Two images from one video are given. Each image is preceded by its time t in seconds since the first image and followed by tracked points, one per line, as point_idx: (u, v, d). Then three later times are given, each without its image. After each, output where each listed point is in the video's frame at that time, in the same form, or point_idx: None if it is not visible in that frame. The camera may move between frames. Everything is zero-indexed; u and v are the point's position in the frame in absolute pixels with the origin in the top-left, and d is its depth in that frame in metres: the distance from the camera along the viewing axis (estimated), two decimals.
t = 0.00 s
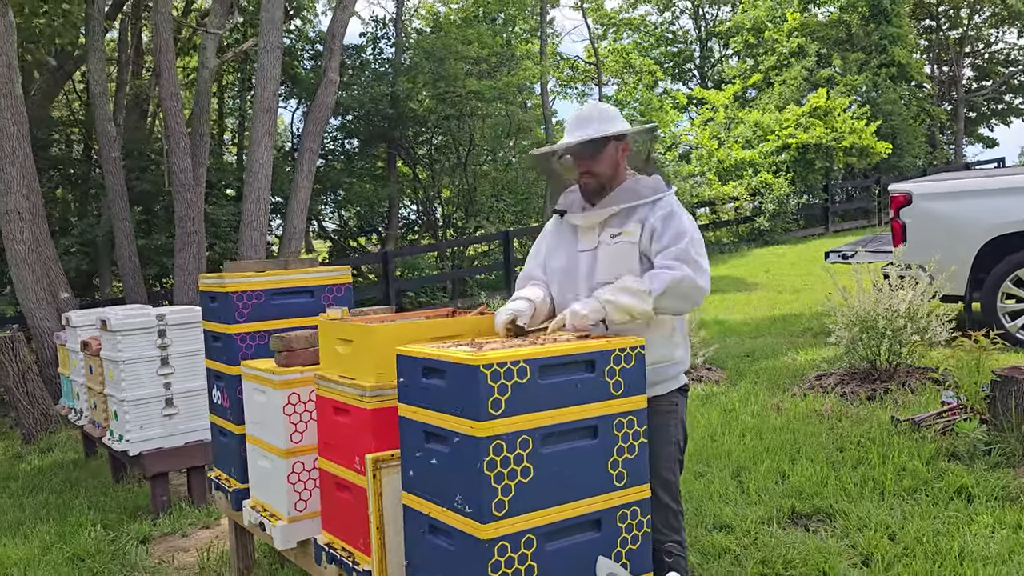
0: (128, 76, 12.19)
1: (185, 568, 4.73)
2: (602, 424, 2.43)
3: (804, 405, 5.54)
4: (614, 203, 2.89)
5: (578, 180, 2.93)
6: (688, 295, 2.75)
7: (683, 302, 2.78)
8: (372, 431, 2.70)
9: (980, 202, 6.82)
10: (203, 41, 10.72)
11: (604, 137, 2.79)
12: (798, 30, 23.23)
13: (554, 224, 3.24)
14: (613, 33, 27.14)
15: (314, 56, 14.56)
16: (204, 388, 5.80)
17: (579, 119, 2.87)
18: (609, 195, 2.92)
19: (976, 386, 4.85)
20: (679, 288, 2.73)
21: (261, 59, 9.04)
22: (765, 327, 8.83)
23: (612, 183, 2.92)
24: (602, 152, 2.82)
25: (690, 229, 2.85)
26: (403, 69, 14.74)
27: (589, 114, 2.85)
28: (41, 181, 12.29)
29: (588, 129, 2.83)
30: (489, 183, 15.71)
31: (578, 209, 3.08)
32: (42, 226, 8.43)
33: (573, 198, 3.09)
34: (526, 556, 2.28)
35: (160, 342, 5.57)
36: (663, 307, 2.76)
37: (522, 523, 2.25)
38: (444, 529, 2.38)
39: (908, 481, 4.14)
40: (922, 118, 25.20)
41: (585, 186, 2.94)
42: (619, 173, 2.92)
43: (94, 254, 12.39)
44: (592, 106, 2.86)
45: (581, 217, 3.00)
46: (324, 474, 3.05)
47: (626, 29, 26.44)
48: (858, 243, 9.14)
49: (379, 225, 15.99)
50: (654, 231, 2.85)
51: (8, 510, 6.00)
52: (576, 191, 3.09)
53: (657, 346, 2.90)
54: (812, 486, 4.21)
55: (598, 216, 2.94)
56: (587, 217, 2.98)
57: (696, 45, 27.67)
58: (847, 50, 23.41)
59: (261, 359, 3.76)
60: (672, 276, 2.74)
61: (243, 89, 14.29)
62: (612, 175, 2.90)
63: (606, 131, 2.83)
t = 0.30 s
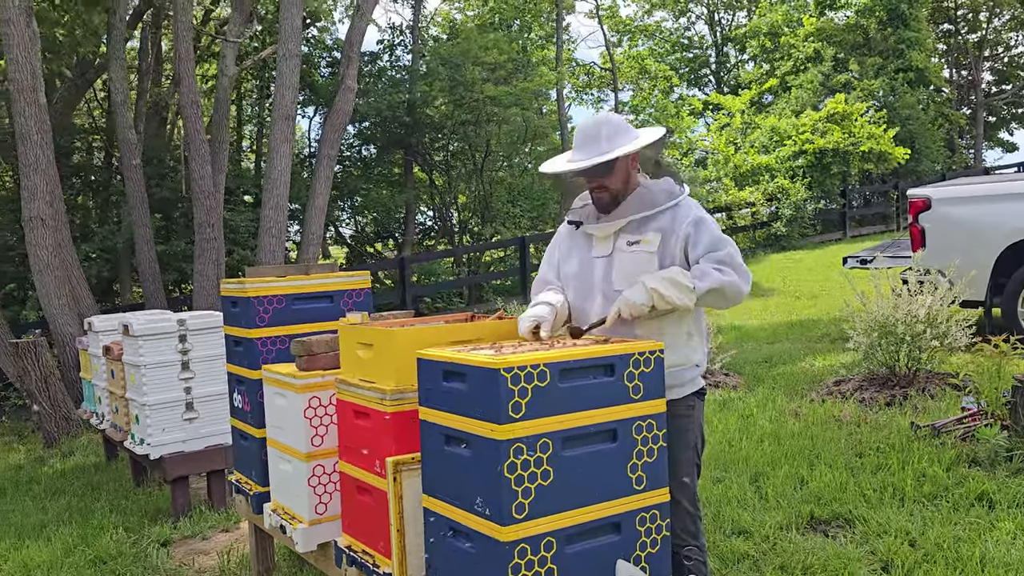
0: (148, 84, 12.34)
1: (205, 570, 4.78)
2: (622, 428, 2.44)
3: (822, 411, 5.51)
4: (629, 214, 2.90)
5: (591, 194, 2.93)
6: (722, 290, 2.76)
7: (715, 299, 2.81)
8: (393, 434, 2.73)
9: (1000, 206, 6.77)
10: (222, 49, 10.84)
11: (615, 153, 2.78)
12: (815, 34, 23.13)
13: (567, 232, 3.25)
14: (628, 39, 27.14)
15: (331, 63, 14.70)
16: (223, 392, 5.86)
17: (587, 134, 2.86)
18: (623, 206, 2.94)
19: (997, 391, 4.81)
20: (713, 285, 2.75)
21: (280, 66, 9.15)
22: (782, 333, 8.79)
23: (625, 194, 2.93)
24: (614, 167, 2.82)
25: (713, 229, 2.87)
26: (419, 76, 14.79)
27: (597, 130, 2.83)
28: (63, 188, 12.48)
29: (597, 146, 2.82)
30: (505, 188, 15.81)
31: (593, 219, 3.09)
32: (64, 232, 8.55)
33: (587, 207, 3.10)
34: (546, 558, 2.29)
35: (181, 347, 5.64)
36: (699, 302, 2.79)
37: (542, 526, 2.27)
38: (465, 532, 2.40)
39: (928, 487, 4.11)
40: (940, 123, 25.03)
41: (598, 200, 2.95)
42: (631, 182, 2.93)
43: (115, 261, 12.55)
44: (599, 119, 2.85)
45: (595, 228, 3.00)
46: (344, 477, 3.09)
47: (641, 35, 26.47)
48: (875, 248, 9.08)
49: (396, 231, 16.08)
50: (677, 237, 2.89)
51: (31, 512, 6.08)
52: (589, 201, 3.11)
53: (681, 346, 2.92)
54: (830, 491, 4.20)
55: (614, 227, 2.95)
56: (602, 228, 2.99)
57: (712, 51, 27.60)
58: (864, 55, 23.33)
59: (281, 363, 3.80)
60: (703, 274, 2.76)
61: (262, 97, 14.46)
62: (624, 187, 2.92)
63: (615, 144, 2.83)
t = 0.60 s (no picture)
0: (164, 87, 12.46)
1: (222, 570, 4.82)
2: (639, 429, 2.45)
3: (838, 413, 5.49)
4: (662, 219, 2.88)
5: (625, 194, 2.92)
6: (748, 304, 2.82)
7: (740, 312, 2.86)
8: (411, 434, 2.75)
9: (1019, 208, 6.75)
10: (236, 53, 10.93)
11: (658, 158, 2.79)
12: (828, 36, 23.04)
13: (593, 231, 3.25)
14: (639, 41, 27.16)
15: (344, 66, 14.78)
16: (239, 394, 5.91)
17: (631, 135, 2.87)
18: (656, 209, 2.92)
19: (1015, 394, 4.78)
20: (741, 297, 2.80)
21: (294, 69, 9.21)
22: (796, 335, 8.76)
23: (659, 198, 2.92)
24: (653, 171, 2.81)
25: (743, 241, 2.91)
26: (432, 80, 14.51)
27: (642, 131, 2.86)
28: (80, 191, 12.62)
29: (641, 148, 2.84)
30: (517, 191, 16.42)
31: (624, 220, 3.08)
32: (81, 235, 8.64)
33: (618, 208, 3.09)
34: (565, 558, 2.30)
35: (198, 349, 5.68)
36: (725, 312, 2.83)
37: (561, 525, 2.28)
38: (483, 532, 2.42)
39: (945, 490, 4.08)
40: (955, 124, 24.87)
41: (632, 202, 2.94)
42: (666, 187, 2.94)
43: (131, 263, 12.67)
44: (645, 122, 2.88)
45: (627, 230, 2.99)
46: (362, 478, 3.11)
47: (654, 37, 26.50)
48: (891, 250, 9.02)
49: (408, 233, 16.15)
50: (711, 244, 2.89)
51: (49, 512, 6.14)
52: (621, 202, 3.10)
53: (703, 354, 2.92)
54: (846, 494, 4.18)
55: (646, 230, 2.94)
56: (633, 230, 2.97)
57: (725, 53, 27.56)
58: (878, 56, 23.25)
59: (300, 364, 3.83)
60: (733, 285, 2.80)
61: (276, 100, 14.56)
62: (660, 191, 2.91)
63: (658, 148, 2.85)
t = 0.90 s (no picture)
0: (164, 86, 12.46)
1: (221, 570, 4.82)
2: (638, 428, 2.45)
3: (838, 413, 5.48)
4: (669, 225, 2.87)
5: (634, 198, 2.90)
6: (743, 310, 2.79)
7: (739, 316, 2.84)
8: (408, 433, 2.74)
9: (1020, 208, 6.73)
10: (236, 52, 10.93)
11: (673, 166, 2.79)
12: (829, 36, 23.04)
13: (595, 231, 3.21)
14: (640, 41, 27.17)
15: (344, 65, 14.79)
16: (238, 393, 5.90)
17: (645, 139, 2.85)
18: (664, 214, 2.90)
19: (1014, 394, 4.78)
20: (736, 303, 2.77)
21: (294, 69, 9.21)
22: (796, 335, 8.75)
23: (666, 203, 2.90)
24: (665, 177, 2.80)
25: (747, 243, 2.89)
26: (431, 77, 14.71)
27: (658, 135, 2.85)
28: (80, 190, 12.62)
29: (658, 155, 2.83)
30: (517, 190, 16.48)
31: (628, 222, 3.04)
32: (80, 234, 8.63)
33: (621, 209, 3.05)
34: (562, 559, 2.29)
35: (197, 348, 5.68)
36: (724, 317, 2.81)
37: (559, 525, 2.27)
38: (481, 532, 2.41)
39: (945, 490, 4.08)
40: (956, 124, 24.88)
41: (639, 207, 2.91)
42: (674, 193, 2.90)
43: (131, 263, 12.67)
44: (662, 125, 2.86)
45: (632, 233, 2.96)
46: (360, 478, 3.11)
47: (654, 37, 26.51)
48: (891, 250, 9.01)
49: (408, 233, 16.15)
50: (712, 248, 2.89)
51: (48, 512, 6.14)
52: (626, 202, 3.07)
53: (705, 357, 2.93)
54: (846, 493, 4.18)
55: (651, 235, 2.92)
56: (639, 234, 2.95)
57: (725, 52, 27.55)
58: (878, 56, 23.28)
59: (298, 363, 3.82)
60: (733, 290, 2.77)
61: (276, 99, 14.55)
62: (669, 197, 2.89)
63: (673, 154, 2.85)
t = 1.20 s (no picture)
0: (172, 86, 12.51)
1: (226, 568, 4.83)
2: (643, 428, 2.45)
3: (843, 415, 5.47)
4: (639, 214, 2.90)
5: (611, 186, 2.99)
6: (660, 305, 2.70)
7: (669, 313, 2.73)
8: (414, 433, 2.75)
9: None
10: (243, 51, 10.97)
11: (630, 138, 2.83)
12: (836, 37, 22.98)
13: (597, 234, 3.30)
14: (646, 41, 27.15)
15: (351, 65, 14.83)
16: (244, 391, 5.92)
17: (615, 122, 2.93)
18: (640, 202, 2.93)
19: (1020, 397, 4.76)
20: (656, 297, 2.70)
21: (301, 69, 9.24)
22: (801, 337, 8.74)
23: (642, 191, 2.94)
24: (630, 157, 2.87)
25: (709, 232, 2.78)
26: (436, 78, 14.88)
27: (623, 117, 2.90)
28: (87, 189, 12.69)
29: (618, 133, 2.88)
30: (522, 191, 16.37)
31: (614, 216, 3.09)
32: (88, 233, 8.68)
33: (608, 206, 3.11)
34: (567, 558, 2.30)
35: (203, 346, 5.71)
36: (646, 315, 2.73)
37: (563, 526, 2.28)
38: (486, 532, 2.41)
39: (951, 492, 4.07)
40: (964, 126, 24.79)
41: (620, 193, 2.98)
42: (652, 176, 2.93)
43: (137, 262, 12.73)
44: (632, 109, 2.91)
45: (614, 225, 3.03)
46: (366, 476, 3.12)
47: (661, 38, 26.49)
48: (897, 252, 8.99)
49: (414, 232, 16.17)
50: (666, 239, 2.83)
51: (54, 509, 6.17)
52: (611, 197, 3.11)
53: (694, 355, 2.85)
54: (851, 496, 4.17)
55: (627, 225, 2.97)
56: (618, 227, 3.02)
57: (732, 54, 27.48)
58: (886, 57, 23.28)
59: (304, 362, 3.84)
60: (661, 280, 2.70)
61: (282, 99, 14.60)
62: (644, 182, 2.93)
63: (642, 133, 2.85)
